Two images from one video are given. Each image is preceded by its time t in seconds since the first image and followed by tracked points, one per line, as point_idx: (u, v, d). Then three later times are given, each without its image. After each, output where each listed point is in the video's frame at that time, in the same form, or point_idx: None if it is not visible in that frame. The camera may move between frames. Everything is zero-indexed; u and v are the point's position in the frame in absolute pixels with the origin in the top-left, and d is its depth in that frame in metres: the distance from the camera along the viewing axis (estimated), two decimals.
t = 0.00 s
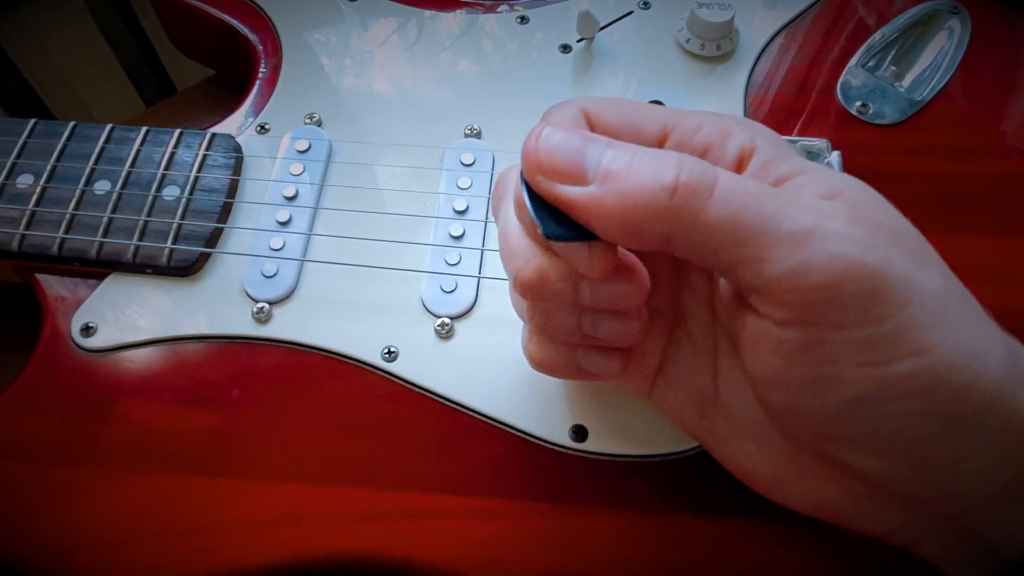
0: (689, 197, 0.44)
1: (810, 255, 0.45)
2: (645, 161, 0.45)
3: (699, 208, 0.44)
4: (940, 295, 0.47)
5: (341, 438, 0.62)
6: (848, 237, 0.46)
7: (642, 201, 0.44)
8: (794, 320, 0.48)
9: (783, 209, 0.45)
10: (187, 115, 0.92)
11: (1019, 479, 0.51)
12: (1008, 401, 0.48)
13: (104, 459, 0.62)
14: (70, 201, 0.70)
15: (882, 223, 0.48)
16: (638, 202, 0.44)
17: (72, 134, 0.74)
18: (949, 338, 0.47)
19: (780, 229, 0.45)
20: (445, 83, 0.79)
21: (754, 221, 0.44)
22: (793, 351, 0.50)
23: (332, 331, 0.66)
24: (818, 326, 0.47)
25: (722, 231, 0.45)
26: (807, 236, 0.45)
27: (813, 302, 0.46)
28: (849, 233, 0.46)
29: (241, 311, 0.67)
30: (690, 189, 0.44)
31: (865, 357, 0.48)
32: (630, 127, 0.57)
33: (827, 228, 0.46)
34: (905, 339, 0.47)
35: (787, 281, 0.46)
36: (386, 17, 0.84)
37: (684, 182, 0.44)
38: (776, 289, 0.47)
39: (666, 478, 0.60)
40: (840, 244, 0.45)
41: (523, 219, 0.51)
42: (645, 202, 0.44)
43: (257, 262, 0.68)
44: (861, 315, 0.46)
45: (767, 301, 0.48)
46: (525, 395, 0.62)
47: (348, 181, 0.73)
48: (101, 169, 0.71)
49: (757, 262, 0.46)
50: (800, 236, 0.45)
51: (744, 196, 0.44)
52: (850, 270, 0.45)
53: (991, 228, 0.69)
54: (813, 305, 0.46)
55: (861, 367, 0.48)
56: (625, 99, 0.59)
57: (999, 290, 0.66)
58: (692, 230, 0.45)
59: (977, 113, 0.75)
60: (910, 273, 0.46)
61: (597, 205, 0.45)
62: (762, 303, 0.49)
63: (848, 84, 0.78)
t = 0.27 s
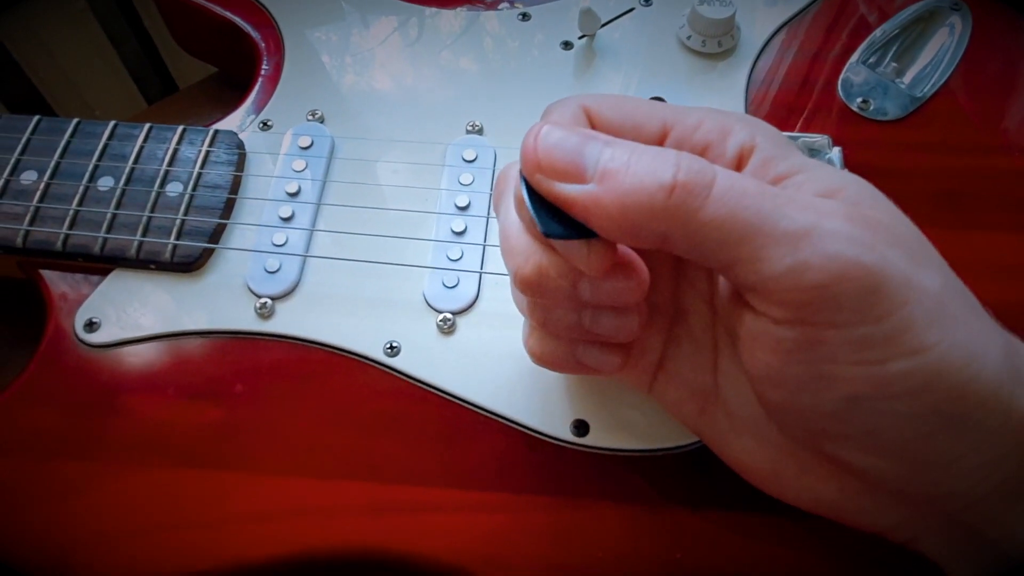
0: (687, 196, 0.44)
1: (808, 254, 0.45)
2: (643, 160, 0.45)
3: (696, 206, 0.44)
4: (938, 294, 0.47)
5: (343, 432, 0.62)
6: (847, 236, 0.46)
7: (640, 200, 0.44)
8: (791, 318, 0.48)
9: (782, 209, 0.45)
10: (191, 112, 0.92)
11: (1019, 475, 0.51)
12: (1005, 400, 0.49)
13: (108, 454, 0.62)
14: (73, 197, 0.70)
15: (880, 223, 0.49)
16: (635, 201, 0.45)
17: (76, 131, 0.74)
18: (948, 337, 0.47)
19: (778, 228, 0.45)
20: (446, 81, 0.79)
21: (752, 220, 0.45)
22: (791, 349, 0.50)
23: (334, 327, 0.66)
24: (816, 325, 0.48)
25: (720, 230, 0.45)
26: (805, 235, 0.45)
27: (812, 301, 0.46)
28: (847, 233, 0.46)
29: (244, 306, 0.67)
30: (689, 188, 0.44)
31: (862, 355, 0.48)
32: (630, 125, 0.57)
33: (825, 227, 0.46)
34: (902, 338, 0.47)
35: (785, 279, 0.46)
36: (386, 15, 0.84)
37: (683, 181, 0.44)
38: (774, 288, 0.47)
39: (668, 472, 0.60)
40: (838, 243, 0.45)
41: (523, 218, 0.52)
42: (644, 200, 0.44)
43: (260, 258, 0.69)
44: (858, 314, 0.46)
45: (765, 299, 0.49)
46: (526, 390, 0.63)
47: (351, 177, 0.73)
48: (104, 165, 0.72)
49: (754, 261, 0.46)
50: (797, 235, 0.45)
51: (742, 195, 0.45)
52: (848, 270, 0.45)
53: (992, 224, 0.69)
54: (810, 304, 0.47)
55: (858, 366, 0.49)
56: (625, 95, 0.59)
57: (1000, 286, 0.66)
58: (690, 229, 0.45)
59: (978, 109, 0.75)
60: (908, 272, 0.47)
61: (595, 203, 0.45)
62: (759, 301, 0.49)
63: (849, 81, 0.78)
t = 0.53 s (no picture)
0: (692, 188, 0.44)
1: (813, 246, 0.45)
2: (649, 152, 0.45)
3: (701, 198, 0.45)
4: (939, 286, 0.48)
5: (347, 426, 0.63)
6: (850, 228, 0.46)
7: (646, 191, 0.45)
8: (795, 309, 0.49)
9: (786, 201, 0.46)
10: (198, 109, 0.92)
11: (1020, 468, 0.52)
12: (1007, 392, 0.49)
13: (114, 448, 0.63)
14: (79, 194, 0.70)
15: (883, 216, 0.49)
16: (641, 192, 0.45)
17: (81, 128, 0.74)
18: (948, 329, 0.48)
19: (782, 220, 0.45)
20: (448, 79, 0.80)
21: (756, 212, 0.45)
22: (794, 341, 0.50)
23: (338, 322, 0.66)
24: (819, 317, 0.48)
25: (725, 221, 0.45)
26: (809, 227, 0.46)
27: (816, 292, 0.47)
28: (851, 225, 0.46)
29: (248, 302, 0.67)
30: (694, 180, 0.44)
31: (865, 346, 0.48)
32: (633, 119, 0.57)
33: (829, 219, 0.46)
34: (905, 330, 0.47)
35: (790, 271, 0.46)
36: (388, 13, 0.85)
37: (688, 173, 0.44)
38: (778, 279, 0.47)
39: (670, 466, 0.61)
40: (842, 234, 0.46)
41: (529, 211, 0.52)
42: (649, 192, 0.45)
43: (264, 254, 0.69)
44: (862, 306, 0.47)
45: (770, 290, 0.49)
46: (529, 385, 0.63)
47: (354, 174, 0.74)
48: (109, 162, 0.72)
49: (759, 252, 0.46)
50: (801, 226, 0.45)
51: (747, 187, 0.45)
52: (852, 261, 0.45)
53: (993, 219, 0.69)
54: (814, 295, 0.47)
55: (861, 356, 0.49)
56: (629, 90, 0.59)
57: (1001, 280, 0.66)
58: (695, 220, 0.46)
59: (978, 105, 0.76)
60: (910, 265, 0.47)
61: (601, 195, 0.46)
62: (765, 292, 0.49)
63: (849, 77, 0.78)
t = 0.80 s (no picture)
0: (692, 183, 0.45)
1: (813, 241, 0.45)
2: (649, 147, 0.46)
3: (702, 193, 0.45)
4: (938, 281, 0.48)
5: (348, 423, 0.63)
6: (849, 222, 0.46)
7: (646, 186, 0.45)
8: (795, 304, 0.49)
9: (786, 196, 0.46)
10: (199, 107, 0.93)
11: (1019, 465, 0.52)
12: (1005, 386, 0.49)
13: (116, 445, 0.63)
14: (80, 192, 0.71)
15: (882, 211, 0.49)
16: (641, 187, 0.45)
17: (82, 127, 0.75)
18: (948, 323, 0.48)
19: (781, 215, 0.45)
20: (448, 78, 0.80)
21: (756, 206, 0.45)
22: (794, 336, 0.50)
23: (338, 320, 0.66)
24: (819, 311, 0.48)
25: (725, 216, 0.45)
26: (809, 222, 0.46)
27: (816, 287, 0.47)
28: (850, 220, 0.47)
29: (249, 300, 0.68)
30: (694, 174, 0.44)
31: (865, 340, 0.48)
32: (633, 117, 0.57)
33: (829, 214, 0.46)
34: (904, 324, 0.47)
35: (789, 265, 0.46)
36: (389, 13, 0.85)
37: (688, 168, 0.44)
38: (777, 274, 0.47)
39: (670, 463, 0.61)
40: (841, 229, 0.46)
41: (530, 207, 0.52)
42: (650, 187, 0.45)
43: (264, 252, 0.69)
44: (862, 299, 0.47)
45: (770, 286, 0.49)
46: (529, 382, 0.63)
47: (354, 173, 0.74)
48: (110, 161, 0.72)
49: (759, 247, 0.46)
50: (801, 221, 0.46)
51: (747, 181, 0.45)
52: (852, 255, 0.46)
53: (992, 217, 0.70)
54: (813, 290, 0.47)
55: (861, 351, 0.49)
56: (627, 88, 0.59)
57: (1000, 278, 0.67)
58: (695, 215, 0.46)
59: (977, 103, 0.76)
60: (909, 259, 0.47)
61: (602, 190, 0.46)
62: (764, 287, 0.49)
63: (849, 76, 0.79)
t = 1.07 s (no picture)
0: (688, 182, 0.45)
1: (807, 239, 0.46)
2: (645, 146, 0.46)
3: (698, 192, 0.45)
4: (933, 278, 0.48)
5: (347, 421, 0.63)
6: (844, 220, 0.47)
7: (642, 184, 0.45)
8: (790, 301, 0.49)
9: (781, 194, 0.46)
10: (199, 107, 0.93)
11: (1014, 462, 0.52)
12: (1001, 383, 0.49)
13: (116, 443, 0.63)
14: (81, 191, 0.71)
15: (877, 209, 0.49)
16: (637, 187, 0.45)
17: (83, 126, 0.75)
18: (942, 320, 0.48)
19: (776, 213, 0.46)
20: (447, 77, 0.80)
21: (751, 205, 0.46)
22: (790, 333, 0.51)
23: (338, 318, 0.67)
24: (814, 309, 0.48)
25: (721, 215, 0.46)
26: (804, 220, 0.46)
27: (811, 285, 0.47)
28: (845, 218, 0.47)
29: (249, 298, 0.68)
30: (690, 173, 0.45)
31: (860, 337, 0.49)
32: (630, 116, 0.58)
33: (824, 212, 0.47)
34: (898, 322, 0.48)
35: (784, 263, 0.47)
36: (388, 12, 0.85)
37: (684, 166, 0.45)
38: (773, 272, 0.48)
39: (667, 460, 0.61)
40: (836, 227, 0.46)
41: (528, 206, 0.53)
42: (645, 186, 0.45)
43: (264, 251, 0.70)
44: (856, 297, 0.47)
45: (766, 283, 0.49)
46: (527, 380, 0.64)
47: (354, 172, 0.74)
48: (111, 160, 0.73)
49: (755, 245, 0.47)
50: (796, 219, 0.46)
51: (743, 180, 0.45)
52: (846, 253, 0.46)
53: (989, 215, 0.70)
54: (809, 288, 0.47)
55: (856, 348, 0.49)
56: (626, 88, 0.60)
57: (997, 276, 0.67)
58: (691, 215, 0.46)
59: (975, 102, 0.76)
60: (904, 256, 0.47)
61: (598, 189, 0.46)
62: (760, 285, 0.50)
63: (847, 75, 0.79)
